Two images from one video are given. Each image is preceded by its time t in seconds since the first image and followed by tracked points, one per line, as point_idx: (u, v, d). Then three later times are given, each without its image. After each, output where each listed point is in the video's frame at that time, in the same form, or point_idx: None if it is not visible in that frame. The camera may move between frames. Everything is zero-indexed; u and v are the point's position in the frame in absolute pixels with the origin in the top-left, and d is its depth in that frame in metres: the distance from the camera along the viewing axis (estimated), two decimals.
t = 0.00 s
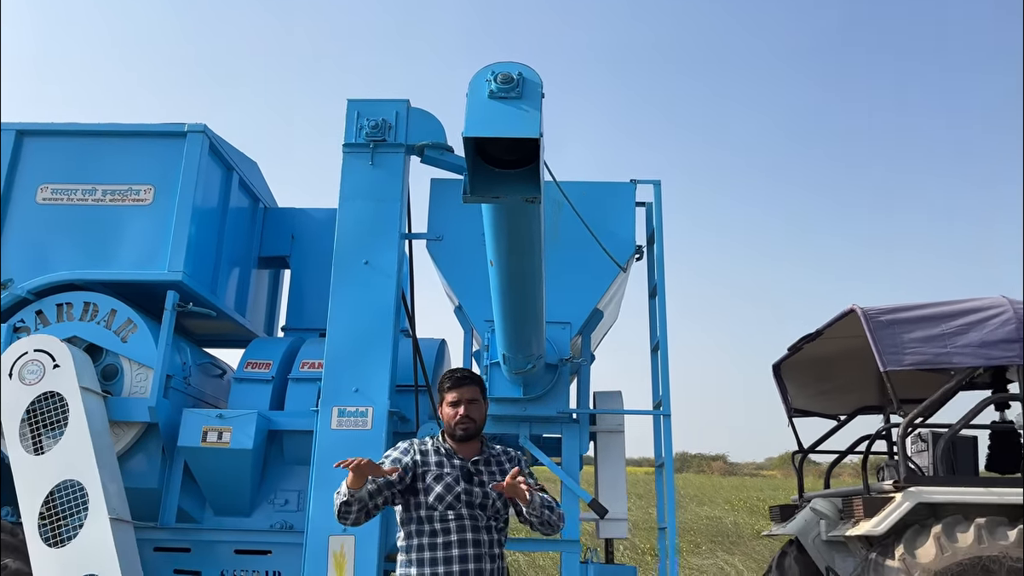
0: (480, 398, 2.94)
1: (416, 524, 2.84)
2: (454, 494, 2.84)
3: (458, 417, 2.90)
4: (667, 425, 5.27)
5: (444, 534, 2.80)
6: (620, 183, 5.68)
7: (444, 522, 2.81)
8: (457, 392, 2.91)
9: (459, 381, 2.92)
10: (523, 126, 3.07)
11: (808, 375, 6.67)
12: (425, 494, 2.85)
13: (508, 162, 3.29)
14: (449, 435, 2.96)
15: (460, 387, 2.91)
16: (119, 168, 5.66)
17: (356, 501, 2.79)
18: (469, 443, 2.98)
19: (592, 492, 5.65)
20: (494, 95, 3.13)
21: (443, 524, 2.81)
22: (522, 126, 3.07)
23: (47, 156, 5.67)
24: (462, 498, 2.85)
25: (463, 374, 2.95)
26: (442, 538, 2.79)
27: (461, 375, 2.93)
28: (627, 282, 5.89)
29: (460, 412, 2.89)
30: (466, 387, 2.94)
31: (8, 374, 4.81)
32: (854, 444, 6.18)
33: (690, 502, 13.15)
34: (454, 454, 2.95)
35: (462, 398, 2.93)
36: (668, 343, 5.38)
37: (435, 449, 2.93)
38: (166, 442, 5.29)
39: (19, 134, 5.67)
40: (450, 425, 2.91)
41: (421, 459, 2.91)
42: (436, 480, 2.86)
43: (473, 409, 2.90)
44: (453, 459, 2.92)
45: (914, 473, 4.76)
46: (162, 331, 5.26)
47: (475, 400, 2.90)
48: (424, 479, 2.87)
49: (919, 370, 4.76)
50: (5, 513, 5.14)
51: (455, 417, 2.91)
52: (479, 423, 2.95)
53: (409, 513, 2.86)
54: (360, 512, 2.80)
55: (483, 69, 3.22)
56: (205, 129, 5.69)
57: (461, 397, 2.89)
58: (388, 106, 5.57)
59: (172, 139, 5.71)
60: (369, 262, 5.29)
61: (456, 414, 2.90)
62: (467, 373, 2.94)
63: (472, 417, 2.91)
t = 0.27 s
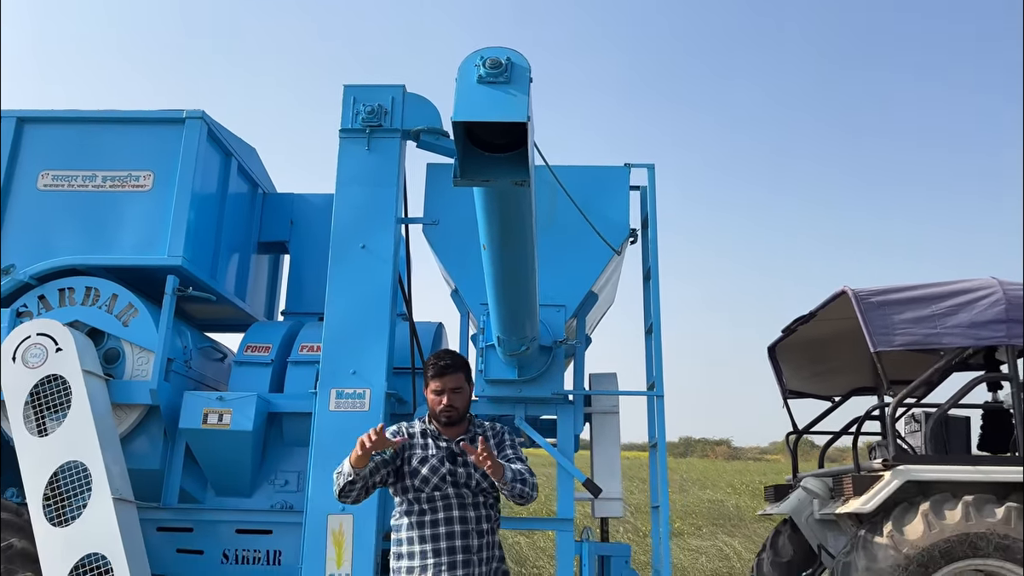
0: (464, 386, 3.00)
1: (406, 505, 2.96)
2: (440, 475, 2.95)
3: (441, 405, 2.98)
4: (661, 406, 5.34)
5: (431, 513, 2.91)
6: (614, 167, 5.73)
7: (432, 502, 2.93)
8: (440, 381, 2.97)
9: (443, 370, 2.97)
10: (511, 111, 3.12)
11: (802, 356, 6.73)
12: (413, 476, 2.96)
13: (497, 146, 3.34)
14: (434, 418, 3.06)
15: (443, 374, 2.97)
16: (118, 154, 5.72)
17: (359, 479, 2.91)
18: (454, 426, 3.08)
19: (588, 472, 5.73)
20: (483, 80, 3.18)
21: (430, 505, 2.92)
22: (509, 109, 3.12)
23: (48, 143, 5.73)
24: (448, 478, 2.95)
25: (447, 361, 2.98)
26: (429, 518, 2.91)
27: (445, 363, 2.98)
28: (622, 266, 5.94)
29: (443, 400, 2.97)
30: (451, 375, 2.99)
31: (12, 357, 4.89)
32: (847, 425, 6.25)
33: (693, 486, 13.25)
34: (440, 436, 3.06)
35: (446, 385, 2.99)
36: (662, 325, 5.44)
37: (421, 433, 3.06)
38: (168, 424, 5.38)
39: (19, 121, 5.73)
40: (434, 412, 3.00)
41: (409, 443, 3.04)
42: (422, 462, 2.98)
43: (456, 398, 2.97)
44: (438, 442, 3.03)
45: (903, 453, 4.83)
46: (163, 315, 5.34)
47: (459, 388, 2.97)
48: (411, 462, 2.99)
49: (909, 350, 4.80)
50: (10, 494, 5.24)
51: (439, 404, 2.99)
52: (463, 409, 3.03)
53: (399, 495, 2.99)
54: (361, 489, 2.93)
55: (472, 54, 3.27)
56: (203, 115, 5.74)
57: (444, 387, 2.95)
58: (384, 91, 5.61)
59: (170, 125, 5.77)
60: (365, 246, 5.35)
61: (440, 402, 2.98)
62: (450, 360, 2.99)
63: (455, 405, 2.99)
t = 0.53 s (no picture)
0: (458, 378, 3.06)
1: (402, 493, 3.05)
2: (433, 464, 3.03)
3: (435, 396, 3.04)
4: (659, 391, 5.41)
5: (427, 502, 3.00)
6: (612, 154, 5.77)
7: (427, 489, 3.02)
8: (434, 374, 3.02)
9: (436, 364, 3.01)
10: (505, 98, 3.17)
11: (801, 342, 6.79)
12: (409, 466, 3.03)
13: (493, 133, 3.40)
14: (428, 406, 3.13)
15: (438, 368, 3.02)
16: (123, 145, 5.80)
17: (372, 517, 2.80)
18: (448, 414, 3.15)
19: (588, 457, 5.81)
20: (478, 68, 3.24)
21: (425, 493, 3.02)
22: (504, 97, 3.17)
23: (54, 134, 5.81)
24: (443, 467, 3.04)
25: (441, 355, 3.03)
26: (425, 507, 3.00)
27: (438, 356, 3.02)
28: (621, 253, 5.99)
29: (437, 394, 3.02)
30: (446, 369, 3.04)
31: (20, 344, 4.96)
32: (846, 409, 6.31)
33: (699, 474, 13.32)
34: (435, 422, 3.11)
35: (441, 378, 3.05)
36: (660, 311, 5.50)
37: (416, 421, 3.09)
38: (175, 411, 5.47)
39: (26, 112, 5.82)
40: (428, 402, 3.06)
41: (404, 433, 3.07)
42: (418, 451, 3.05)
43: (449, 391, 3.03)
44: (432, 430, 3.09)
45: (899, 436, 4.89)
46: (168, 303, 5.42)
47: (453, 381, 3.03)
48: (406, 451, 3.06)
49: (904, 334, 4.85)
50: (21, 479, 5.35)
51: (432, 395, 3.05)
52: (456, 400, 3.09)
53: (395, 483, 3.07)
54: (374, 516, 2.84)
55: (468, 43, 3.32)
56: (206, 106, 5.82)
57: (437, 380, 3.01)
58: (385, 81, 5.67)
59: (174, 116, 5.84)
60: (367, 234, 5.42)
61: (433, 393, 3.04)
62: (444, 354, 3.03)
63: (449, 397, 3.05)
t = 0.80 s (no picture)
0: (461, 368, 3.08)
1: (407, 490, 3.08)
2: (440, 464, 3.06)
3: (438, 386, 3.06)
4: (663, 387, 5.44)
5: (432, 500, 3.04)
6: (616, 151, 5.79)
7: (432, 487, 3.06)
8: (437, 363, 3.06)
9: (439, 354, 3.04)
10: (507, 99, 3.20)
11: (806, 337, 6.81)
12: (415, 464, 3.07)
13: (496, 133, 3.43)
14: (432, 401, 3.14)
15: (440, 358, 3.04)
16: (131, 144, 5.85)
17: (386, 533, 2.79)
18: (452, 408, 3.16)
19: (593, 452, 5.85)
20: (480, 69, 3.27)
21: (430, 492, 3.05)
22: (506, 98, 3.20)
23: (63, 134, 5.87)
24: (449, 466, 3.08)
25: (443, 345, 3.05)
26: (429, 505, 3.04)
27: (441, 346, 3.05)
28: (625, 249, 6.02)
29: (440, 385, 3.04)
30: (449, 358, 3.08)
31: (31, 342, 5.03)
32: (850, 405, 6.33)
33: (707, 469, 13.35)
34: (442, 421, 3.15)
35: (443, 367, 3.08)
36: (664, 307, 5.53)
37: (423, 418, 3.12)
38: (184, 408, 5.54)
39: (35, 112, 5.88)
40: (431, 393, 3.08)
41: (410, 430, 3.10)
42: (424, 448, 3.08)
43: (452, 380, 3.05)
44: (438, 425, 3.12)
45: (902, 431, 4.91)
46: (176, 301, 5.48)
47: (456, 370, 3.05)
48: (412, 447, 3.09)
49: (908, 330, 4.86)
50: (33, 475, 5.42)
51: (435, 386, 3.07)
52: (460, 392, 3.10)
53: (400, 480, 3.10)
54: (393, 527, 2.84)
55: (470, 43, 3.35)
56: (213, 105, 5.87)
57: (440, 368, 3.04)
58: (390, 80, 5.70)
59: (181, 115, 5.89)
60: (372, 232, 5.46)
61: (436, 383, 3.06)
62: (446, 344, 3.06)
63: (452, 387, 3.06)
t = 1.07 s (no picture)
0: (465, 355, 3.16)
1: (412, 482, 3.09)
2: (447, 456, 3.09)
3: (444, 372, 3.13)
4: (667, 386, 5.44)
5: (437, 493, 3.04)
6: (621, 151, 5.79)
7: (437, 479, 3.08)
8: (442, 349, 3.14)
9: (445, 340, 3.14)
10: (509, 99, 3.21)
11: (811, 337, 6.79)
12: (422, 454, 3.09)
13: (499, 133, 3.44)
14: (438, 393, 3.19)
15: (445, 344, 3.13)
16: (138, 145, 5.88)
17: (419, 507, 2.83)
18: (457, 400, 3.21)
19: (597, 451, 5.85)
20: (483, 69, 3.28)
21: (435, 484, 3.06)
22: (509, 98, 3.21)
23: (70, 134, 5.90)
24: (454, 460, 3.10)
25: (448, 331, 3.16)
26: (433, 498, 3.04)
27: (446, 334, 3.15)
28: (630, 249, 6.01)
29: (446, 369, 3.12)
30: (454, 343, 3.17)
31: (39, 342, 5.06)
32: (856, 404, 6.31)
33: (713, 469, 13.34)
34: (448, 414, 3.19)
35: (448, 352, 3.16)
36: (668, 306, 5.52)
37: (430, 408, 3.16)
38: (190, 407, 5.57)
39: (43, 113, 5.92)
40: (436, 380, 3.14)
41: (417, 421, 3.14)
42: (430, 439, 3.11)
43: (457, 364, 3.13)
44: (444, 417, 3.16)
45: (907, 430, 4.89)
46: (182, 301, 5.51)
47: (462, 356, 3.14)
48: (417, 439, 3.11)
49: (913, 330, 4.85)
50: (40, 474, 5.46)
51: (441, 372, 3.13)
52: (465, 379, 3.17)
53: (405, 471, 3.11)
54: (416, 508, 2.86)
55: (473, 44, 3.36)
56: (219, 105, 5.89)
57: (446, 354, 3.12)
58: (395, 80, 5.71)
59: (187, 116, 5.92)
60: (377, 232, 5.47)
61: (442, 369, 3.13)
62: (451, 331, 3.16)
63: (457, 372, 3.13)
